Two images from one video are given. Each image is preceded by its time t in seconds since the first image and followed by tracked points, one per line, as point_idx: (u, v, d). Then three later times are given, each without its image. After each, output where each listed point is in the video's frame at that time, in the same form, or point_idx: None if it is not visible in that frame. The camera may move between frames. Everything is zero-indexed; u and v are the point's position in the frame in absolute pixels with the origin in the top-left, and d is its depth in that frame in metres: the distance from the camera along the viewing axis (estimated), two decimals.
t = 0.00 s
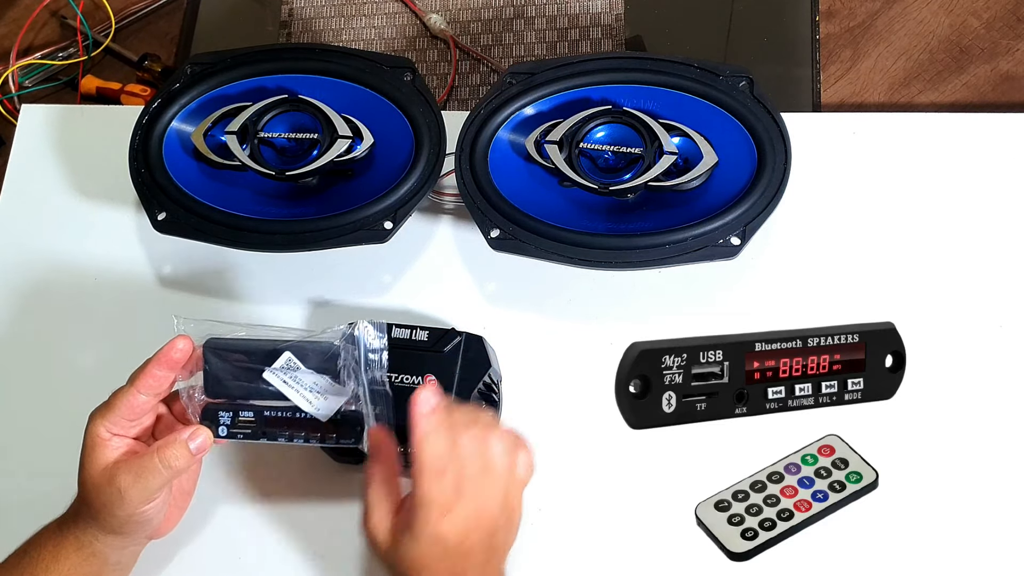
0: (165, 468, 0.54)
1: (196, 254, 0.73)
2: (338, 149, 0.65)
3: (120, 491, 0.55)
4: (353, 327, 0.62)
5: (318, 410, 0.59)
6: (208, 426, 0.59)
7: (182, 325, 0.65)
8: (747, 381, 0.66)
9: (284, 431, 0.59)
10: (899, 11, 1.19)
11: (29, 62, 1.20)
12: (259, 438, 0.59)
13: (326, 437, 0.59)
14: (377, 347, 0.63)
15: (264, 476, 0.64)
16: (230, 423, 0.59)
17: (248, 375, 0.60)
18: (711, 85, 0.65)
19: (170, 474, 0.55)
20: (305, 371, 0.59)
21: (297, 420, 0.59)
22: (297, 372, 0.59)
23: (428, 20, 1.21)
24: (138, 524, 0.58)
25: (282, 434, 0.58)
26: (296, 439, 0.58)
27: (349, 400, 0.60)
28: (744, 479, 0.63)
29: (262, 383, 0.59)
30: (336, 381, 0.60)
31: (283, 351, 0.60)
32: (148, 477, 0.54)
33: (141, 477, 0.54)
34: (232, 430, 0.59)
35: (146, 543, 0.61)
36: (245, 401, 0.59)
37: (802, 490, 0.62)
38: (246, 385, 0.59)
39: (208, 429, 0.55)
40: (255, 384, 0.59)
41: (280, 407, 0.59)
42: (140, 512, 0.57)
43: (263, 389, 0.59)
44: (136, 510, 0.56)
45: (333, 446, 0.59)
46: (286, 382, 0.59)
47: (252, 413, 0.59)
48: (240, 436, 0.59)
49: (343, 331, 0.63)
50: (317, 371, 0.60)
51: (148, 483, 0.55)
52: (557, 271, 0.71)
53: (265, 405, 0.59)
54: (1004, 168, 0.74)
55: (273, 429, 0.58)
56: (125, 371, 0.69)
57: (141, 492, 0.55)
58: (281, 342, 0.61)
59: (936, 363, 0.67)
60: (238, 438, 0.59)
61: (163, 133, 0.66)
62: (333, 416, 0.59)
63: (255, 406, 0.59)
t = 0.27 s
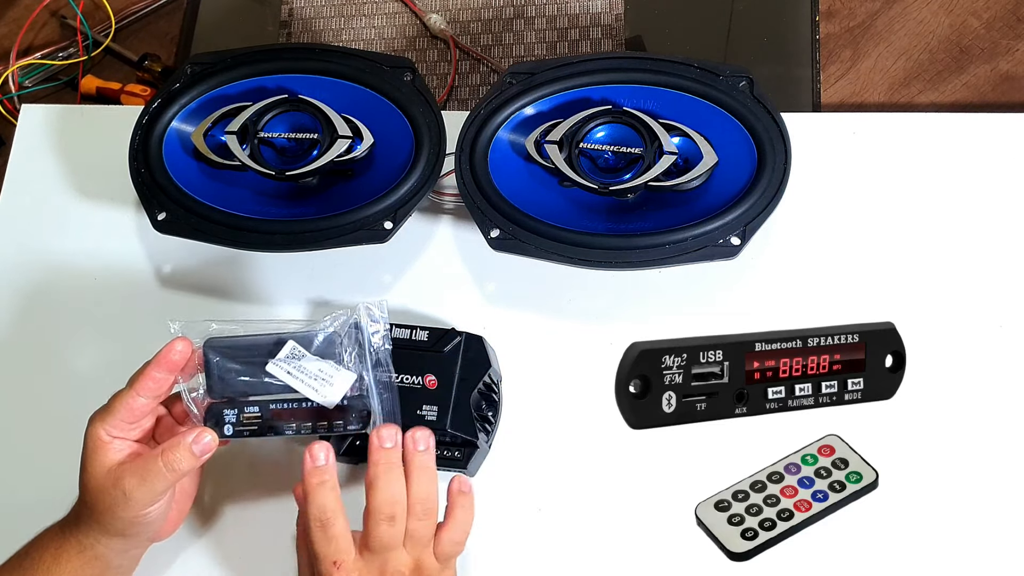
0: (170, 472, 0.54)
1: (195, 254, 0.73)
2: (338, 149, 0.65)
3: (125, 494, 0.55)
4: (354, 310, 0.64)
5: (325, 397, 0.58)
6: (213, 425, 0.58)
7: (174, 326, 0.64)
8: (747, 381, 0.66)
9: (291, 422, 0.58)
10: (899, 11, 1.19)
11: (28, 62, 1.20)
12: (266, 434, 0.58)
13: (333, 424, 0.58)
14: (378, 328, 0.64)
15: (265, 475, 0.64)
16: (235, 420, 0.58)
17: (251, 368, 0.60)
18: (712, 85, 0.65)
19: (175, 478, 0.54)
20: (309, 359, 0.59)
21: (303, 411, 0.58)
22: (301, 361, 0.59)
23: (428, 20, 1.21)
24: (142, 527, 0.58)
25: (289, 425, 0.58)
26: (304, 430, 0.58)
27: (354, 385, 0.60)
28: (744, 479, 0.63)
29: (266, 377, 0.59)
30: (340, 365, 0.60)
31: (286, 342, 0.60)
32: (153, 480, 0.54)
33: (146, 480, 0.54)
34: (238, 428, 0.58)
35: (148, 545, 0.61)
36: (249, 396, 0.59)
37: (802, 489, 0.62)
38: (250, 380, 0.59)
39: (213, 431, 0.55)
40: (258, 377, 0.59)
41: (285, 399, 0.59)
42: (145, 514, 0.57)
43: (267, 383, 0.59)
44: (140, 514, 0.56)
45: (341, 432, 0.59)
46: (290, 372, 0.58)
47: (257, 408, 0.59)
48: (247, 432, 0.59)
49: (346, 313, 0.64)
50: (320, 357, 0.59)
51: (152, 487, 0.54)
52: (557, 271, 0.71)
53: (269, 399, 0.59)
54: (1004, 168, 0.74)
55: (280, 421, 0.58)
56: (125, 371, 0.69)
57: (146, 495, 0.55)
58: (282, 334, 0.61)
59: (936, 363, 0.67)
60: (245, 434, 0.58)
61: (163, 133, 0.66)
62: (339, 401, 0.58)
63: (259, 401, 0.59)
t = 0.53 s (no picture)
0: (173, 474, 0.53)
1: (195, 254, 0.73)
2: (338, 149, 0.65)
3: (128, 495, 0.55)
4: (355, 304, 0.64)
5: (327, 393, 0.57)
6: (215, 427, 0.57)
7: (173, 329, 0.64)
8: (747, 381, 0.66)
9: (295, 419, 0.58)
10: (898, 11, 1.19)
11: (28, 62, 1.20)
12: (270, 433, 0.58)
13: (337, 419, 0.58)
14: (377, 322, 0.64)
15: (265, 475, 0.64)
16: (238, 420, 0.58)
17: (253, 366, 0.59)
18: (711, 85, 0.65)
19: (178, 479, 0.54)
20: (311, 354, 0.59)
21: (307, 406, 0.58)
22: (303, 356, 0.59)
23: (428, 20, 1.21)
24: (146, 527, 0.58)
25: (293, 423, 0.58)
26: (308, 426, 0.58)
27: (356, 379, 0.60)
28: (744, 479, 0.63)
29: (268, 374, 0.58)
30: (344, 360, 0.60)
31: (287, 338, 0.60)
32: (156, 482, 0.54)
33: (149, 481, 0.54)
34: (241, 428, 0.58)
35: (153, 544, 0.61)
36: (250, 394, 0.58)
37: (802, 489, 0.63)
38: (251, 378, 0.59)
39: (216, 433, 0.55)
40: (260, 374, 0.59)
41: (288, 395, 0.58)
42: (149, 515, 0.57)
43: (269, 379, 0.58)
44: (143, 515, 0.56)
45: (344, 427, 0.59)
46: (293, 368, 0.58)
47: (260, 406, 0.58)
48: (250, 432, 0.58)
49: (344, 308, 0.63)
50: (321, 352, 0.59)
51: (155, 488, 0.54)
52: (557, 271, 0.71)
53: (271, 396, 0.58)
54: (1004, 168, 0.74)
55: (283, 418, 0.58)
56: (125, 371, 0.69)
57: (150, 497, 0.55)
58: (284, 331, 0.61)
59: (935, 363, 0.68)
60: (248, 434, 0.58)
61: (163, 133, 0.66)
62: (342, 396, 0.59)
63: (262, 399, 0.58)
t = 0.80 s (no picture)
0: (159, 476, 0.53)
1: (195, 254, 0.73)
2: (338, 149, 0.65)
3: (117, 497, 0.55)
4: (344, 306, 0.63)
5: (316, 397, 0.58)
6: (204, 429, 0.59)
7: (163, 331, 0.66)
8: (747, 381, 0.66)
9: (284, 423, 0.59)
10: (898, 11, 1.19)
11: (28, 62, 1.20)
12: (258, 435, 0.59)
13: (326, 421, 0.59)
14: (367, 323, 0.64)
15: (265, 476, 0.64)
16: (226, 423, 0.59)
17: (240, 370, 0.60)
18: (711, 85, 0.65)
19: (164, 481, 0.54)
20: (299, 357, 0.59)
21: (295, 409, 0.59)
22: (291, 360, 0.59)
23: (428, 20, 1.21)
24: (139, 528, 0.58)
25: (281, 426, 0.59)
26: (296, 429, 0.59)
27: (345, 382, 0.60)
28: (744, 479, 0.63)
29: (256, 377, 0.59)
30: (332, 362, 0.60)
31: (274, 341, 0.60)
32: (142, 484, 0.54)
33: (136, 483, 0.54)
34: (229, 431, 0.59)
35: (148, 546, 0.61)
36: (238, 398, 0.59)
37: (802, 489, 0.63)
38: (239, 382, 0.59)
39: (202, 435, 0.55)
40: (248, 377, 0.60)
41: (276, 399, 0.59)
42: (139, 516, 0.56)
43: (257, 383, 0.59)
44: (133, 517, 0.56)
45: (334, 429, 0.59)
46: (281, 372, 0.59)
47: (248, 409, 0.59)
48: (239, 435, 0.59)
49: (333, 310, 0.63)
50: (310, 356, 0.60)
51: (142, 490, 0.54)
52: (557, 271, 0.71)
53: (260, 400, 0.59)
54: (1004, 168, 0.74)
55: (271, 422, 0.59)
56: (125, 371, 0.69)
57: (136, 499, 0.55)
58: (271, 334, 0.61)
59: (935, 363, 0.68)
60: (237, 437, 0.59)
61: (163, 133, 0.66)
62: (333, 399, 0.59)
63: (250, 403, 0.59)
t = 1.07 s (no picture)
0: (156, 474, 0.53)
1: (195, 254, 0.73)
2: (338, 149, 0.65)
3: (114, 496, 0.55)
4: (341, 304, 0.64)
5: (313, 394, 0.58)
6: (201, 428, 0.59)
7: (157, 329, 0.65)
8: (747, 381, 0.66)
9: (282, 420, 0.59)
10: (898, 11, 1.19)
11: (29, 62, 1.20)
12: (256, 433, 0.59)
13: (324, 419, 0.59)
14: (364, 320, 0.63)
15: (264, 476, 0.64)
16: (224, 421, 0.59)
17: (237, 368, 0.60)
18: (711, 85, 0.65)
19: (162, 480, 0.54)
20: (297, 355, 0.59)
21: (293, 406, 0.59)
22: (288, 357, 0.59)
23: (428, 20, 1.21)
24: (138, 527, 0.58)
25: (279, 424, 0.59)
26: (294, 426, 0.59)
27: (342, 379, 0.60)
28: (744, 479, 0.63)
29: (253, 375, 0.59)
30: (329, 359, 0.60)
31: (271, 339, 0.60)
32: (140, 483, 0.54)
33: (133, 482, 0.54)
34: (227, 429, 0.59)
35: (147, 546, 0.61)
36: (235, 396, 0.59)
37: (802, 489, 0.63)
38: (236, 379, 0.60)
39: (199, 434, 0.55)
40: (245, 375, 0.60)
41: (274, 397, 0.59)
42: (137, 515, 0.57)
43: (254, 381, 0.60)
44: (132, 516, 0.56)
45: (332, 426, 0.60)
46: (278, 369, 0.59)
47: (246, 407, 0.59)
48: (237, 432, 0.59)
49: (330, 308, 0.64)
50: (307, 353, 0.60)
51: (140, 489, 0.54)
52: (557, 271, 0.71)
53: (257, 398, 0.59)
54: (1004, 168, 0.74)
55: (269, 420, 0.59)
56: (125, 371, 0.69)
57: (134, 498, 0.55)
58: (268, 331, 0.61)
59: (935, 363, 0.68)
60: (235, 435, 0.59)
61: (163, 133, 0.66)
62: (330, 396, 0.60)
63: (248, 400, 0.59)
